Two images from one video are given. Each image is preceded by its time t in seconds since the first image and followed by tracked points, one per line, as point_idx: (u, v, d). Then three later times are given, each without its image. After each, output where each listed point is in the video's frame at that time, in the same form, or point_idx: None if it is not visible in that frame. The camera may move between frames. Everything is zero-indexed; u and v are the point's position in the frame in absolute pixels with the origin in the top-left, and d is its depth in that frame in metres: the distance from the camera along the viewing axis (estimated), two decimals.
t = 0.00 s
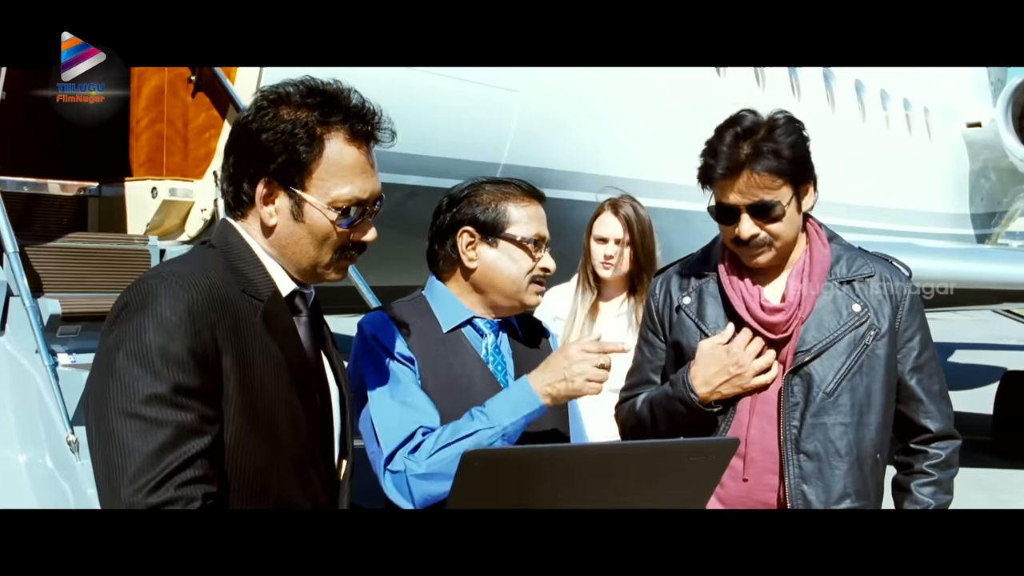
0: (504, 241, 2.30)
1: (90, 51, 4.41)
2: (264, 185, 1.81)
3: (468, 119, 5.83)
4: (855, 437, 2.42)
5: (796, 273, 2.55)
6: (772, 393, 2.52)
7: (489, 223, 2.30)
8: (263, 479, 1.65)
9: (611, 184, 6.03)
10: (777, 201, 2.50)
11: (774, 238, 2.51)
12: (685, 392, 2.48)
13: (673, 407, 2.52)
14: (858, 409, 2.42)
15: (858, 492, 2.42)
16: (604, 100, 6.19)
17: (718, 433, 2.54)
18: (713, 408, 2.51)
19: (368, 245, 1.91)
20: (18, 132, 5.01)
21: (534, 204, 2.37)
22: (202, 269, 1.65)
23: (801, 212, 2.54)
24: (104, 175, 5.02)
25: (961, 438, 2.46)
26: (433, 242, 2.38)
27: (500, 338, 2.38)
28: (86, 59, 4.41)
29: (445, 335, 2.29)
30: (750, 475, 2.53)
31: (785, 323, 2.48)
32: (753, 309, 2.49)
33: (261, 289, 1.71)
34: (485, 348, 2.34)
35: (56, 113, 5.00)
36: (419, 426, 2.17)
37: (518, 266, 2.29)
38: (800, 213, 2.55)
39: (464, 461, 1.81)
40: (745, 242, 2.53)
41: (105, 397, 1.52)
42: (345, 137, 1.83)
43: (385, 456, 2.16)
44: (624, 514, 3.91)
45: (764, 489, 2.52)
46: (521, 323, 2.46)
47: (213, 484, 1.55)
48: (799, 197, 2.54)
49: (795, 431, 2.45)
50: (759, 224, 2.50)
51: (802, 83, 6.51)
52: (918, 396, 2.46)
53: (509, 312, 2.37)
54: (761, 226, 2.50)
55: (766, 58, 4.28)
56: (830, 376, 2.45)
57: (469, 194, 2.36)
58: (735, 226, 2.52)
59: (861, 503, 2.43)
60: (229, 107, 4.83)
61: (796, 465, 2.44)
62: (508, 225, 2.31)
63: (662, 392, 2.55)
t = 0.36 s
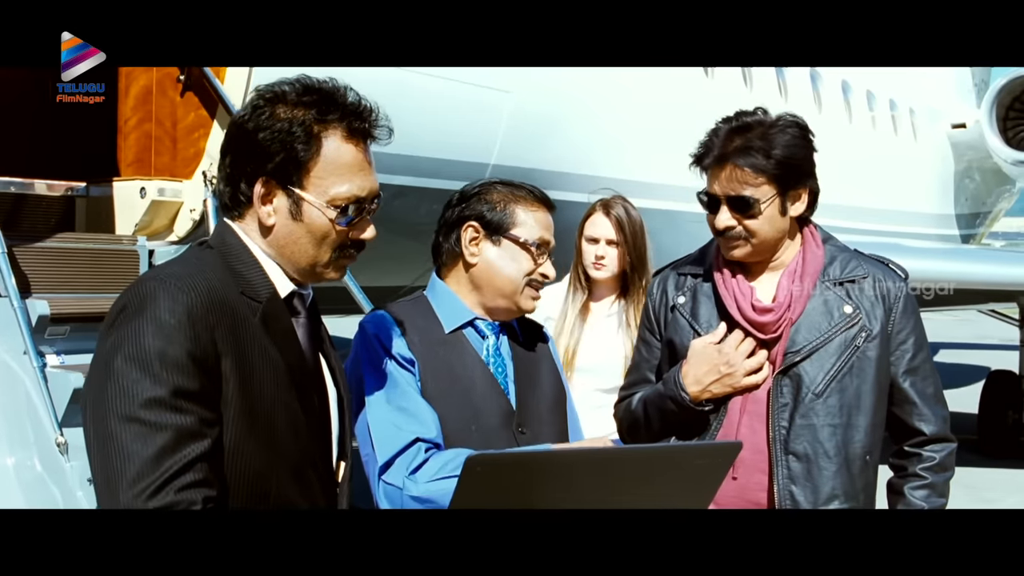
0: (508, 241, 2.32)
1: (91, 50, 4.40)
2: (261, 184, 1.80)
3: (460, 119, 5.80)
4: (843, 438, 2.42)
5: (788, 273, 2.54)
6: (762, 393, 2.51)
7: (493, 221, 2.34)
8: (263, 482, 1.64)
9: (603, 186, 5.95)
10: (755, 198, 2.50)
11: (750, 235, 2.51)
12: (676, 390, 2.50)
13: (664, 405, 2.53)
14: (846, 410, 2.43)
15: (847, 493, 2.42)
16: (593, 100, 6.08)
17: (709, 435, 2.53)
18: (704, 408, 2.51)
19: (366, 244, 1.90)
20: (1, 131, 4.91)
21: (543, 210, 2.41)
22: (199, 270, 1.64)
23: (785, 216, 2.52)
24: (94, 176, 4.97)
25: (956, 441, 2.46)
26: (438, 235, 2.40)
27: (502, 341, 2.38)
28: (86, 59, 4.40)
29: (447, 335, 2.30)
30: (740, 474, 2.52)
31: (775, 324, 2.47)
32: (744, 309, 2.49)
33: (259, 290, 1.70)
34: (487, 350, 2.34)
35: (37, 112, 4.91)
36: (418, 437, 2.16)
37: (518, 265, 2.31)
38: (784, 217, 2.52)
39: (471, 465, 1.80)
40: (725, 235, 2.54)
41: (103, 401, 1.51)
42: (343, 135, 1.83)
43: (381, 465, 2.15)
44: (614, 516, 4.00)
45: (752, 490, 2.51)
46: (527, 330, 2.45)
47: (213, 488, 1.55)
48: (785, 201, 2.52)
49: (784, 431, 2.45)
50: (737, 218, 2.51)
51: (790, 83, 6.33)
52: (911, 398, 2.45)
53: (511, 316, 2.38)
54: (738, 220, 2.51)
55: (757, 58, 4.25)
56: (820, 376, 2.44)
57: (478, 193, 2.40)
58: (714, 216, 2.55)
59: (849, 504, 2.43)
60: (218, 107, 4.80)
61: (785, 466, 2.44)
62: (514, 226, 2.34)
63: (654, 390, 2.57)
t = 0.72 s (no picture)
0: (511, 242, 2.30)
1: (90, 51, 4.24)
2: (276, 187, 1.81)
3: (461, 122, 5.90)
4: (838, 438, 2.42)
5: (784, 273, 2.54)
6: (758, 393, 2.51)
7: (496, 223, 2.31)
8: (264, 486, 1.63)
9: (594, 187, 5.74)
10: (755, 197, 2.51)
11: (756, 235, 2.51)
12: (672, 391, 2.51)
13: (661, 407, 2.55)
14: (841, 410, 2.42)
15: (842, 493, 2.41)
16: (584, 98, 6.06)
17: (705, 435, 2.54)
18: (700, 409, 2.53)
19: (372, 232, 1.97)
20: None
21: (546, 210, 2.38)
22: (197, 272, 1.63)
23: (785, 212, 2.53)
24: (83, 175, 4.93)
25: (950, 441, 2.46)
26: (441, 237, 2.39)
27: (504, 343, 2.37)
28: (86, 58, 4.22)
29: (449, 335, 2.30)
30: (736, 475, 2.51)
31: (770, 324, 2.48)
32: (739, 309, 2.50)
33: (258, 292, 1.70)
34: (490, 348, 2.34)
35: (23, 111, 4.77)
36: (418, 435, 2.15)
37: (522, 267, 2.29)
38: (784, 211, 2.54)
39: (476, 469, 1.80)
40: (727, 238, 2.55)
41: (102, 405, 1.51)
42: (353, 131, 1.87)
43: (381, 463, 2.13)
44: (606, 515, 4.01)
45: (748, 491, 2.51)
46: (528, 331, 2.43)
47: (213, 493, 1.54)
48: (783, 196, 2.54)
49: (779, 431, 2.45)
50: (739, 220, 2.52)
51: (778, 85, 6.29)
52: (906, 398, 2.45)
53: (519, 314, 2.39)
54: (741, 222, 2.52)
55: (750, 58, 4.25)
56: (816, 376, 2.44)
57: (479, 193, 2.37)
58: (717, 224, 2.55)
59: (845, 505, 2.42)
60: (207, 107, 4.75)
61: (780, 466, 2.43)
62: (516, 228, 2.32)
63: (651, 392, 2.58)
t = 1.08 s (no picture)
0: (472, 251, 2.30)
1: (90, 51, 4.35)
2: (269, 185, 1.80)
3: (455, 122, 5.72)
4: (839, 437, 2.42)
5: (779, 272, 2.56)
6: (756, 393, 2.52)
7: (464, 230, 2.32)
8: (263, 486, 1.63)
9: (586, 186, 6.05)
10: (767, 193, 2.51)
11: (768, 232, 2.51)
12: (671, 395, 2.49)
13: (659, 410, 2.52)
14: (841, 408, 2.42)
15: (842, 490, 2.42)
16: (578, 97, 6.06)
17: (704, 439, 2.54)
18: (699, 412, 2.52)
19: (366, 232, 1.95)
20: None
21: (527, 223, 2.32)
22: (194, 273, 1.62)
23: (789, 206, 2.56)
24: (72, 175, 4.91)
25: (945, 437, 2.46)
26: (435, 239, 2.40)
27: (498, 347, 2.38)
28: (86, 59, 4.36)
29: (438, 333, 2.30)
30: (736, 475, 2.52)
31: (768, 325, 2.49)
32: (738, 311, 2.50)
33: (255, 293, 1.69)
34: (482, 354, 2.35)
35: (17, 113, 4.84)
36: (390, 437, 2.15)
37: (475, 275, 2.29)
38: (787, 205, 2.58)
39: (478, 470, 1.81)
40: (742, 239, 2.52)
41: (101, 407, 1.50)
42: (342, 126, 1.85)
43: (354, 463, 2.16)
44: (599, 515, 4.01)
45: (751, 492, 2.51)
46: (522, 329, 2.43)
47: (213, 494, 1.55)
48: (784, 190, 2.57)
49: (779, 430, 2.45)
50: (754, 219, 2.50)
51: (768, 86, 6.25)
52: (903, 395, 2.45)
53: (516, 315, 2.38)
54: (755, 220, 2.50)
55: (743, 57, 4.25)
56: (814, 375, 2.45)
57: (468, 199, 2.37)
58: (731, 224, 2.51)
59: (845, 503, 2.43)
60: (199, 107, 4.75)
61: (781, 465, 2.44)
62: (479, 237, 2.30)
63: (649, 396, 2.56)
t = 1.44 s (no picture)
0: (460, 252, 2.30)
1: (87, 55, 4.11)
2: (240, 180, 1.81)
3: (452, 123, 5.72)
4: (842, 437, 2.42)
5: (782, 272, 2.56)
6: (760, 394, 2.51)
7: (451, 232, 2.33)
8: (264, 486, 1.63)
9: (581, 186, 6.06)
10: (780, 193, 2.52)
11: (779, 233, 2.53)
12: (672, 406, 2.50)
13: (660, 418, 2.53)
14: (844, 409, 2.42)
15: (845, 490, 2.42)
16: (576, 97, 6.03)
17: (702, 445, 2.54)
18: (700, 425, 2.52)
19: (352, 249, 1.88)
20: None
21: (512, 223, 2.33)
22: (196, 273, 1.62)
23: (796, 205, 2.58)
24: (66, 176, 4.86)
25: (944, 437, 2.46)
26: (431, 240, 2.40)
27: (491, 347, 2.38)
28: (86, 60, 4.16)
29: (427, 336, 2.30)
30: (738, 476, 2.51)
31: (772, 326, 2.49)
32: (740, 313, 2.51)
33: (255, 293, 1.69)
34: (474, 355, 2.35)
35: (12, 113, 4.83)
36: (378, 428, 2.17)
37: (459, 276, 2.30)
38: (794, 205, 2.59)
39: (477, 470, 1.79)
40: (753, 238, 2.52)
41: (102, 405, 1.50)
42: (322, 132, 1.80)
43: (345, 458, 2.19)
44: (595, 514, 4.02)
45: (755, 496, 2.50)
46: (516, 326, 2.42)
47: (213, 494, 1.54)
48: (791, 190, 2.58)
49: (783, 431, 2.45)
50: (766, 218, 2.51)
51: (762, 86, 6.46)
52: (903, 396, 2.45)
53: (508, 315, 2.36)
54: (767, 219, 2.51)
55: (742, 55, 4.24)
56: (817, 376, 2.44)
57: (457, 200, 2.37)
58: (744, 223, 2.51)
59: (848, 503, 2.42)
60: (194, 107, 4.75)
61: (784, 465, 2.44)
62: (465, 238, 2.31)
63: (650, 401, 2.57)
